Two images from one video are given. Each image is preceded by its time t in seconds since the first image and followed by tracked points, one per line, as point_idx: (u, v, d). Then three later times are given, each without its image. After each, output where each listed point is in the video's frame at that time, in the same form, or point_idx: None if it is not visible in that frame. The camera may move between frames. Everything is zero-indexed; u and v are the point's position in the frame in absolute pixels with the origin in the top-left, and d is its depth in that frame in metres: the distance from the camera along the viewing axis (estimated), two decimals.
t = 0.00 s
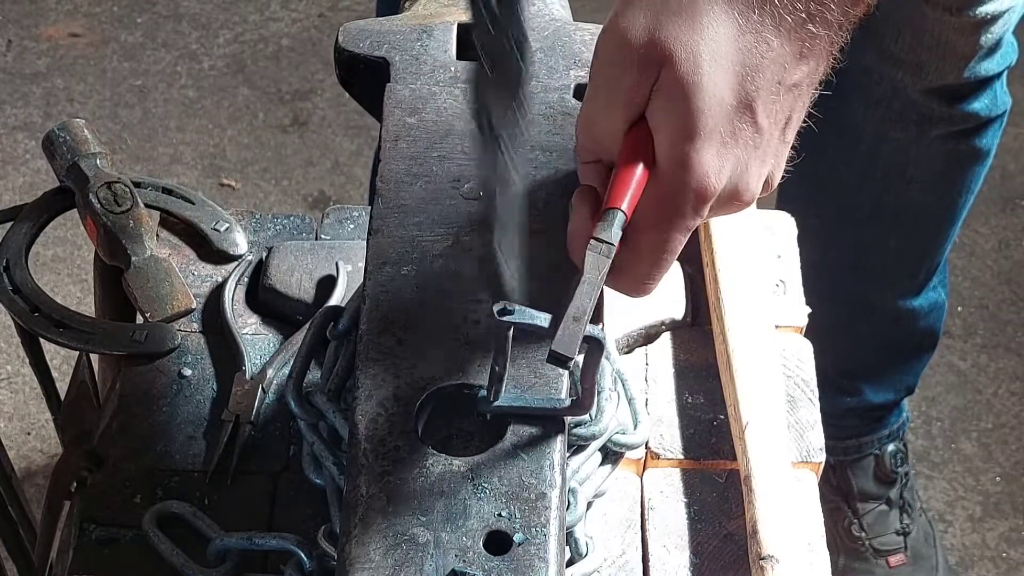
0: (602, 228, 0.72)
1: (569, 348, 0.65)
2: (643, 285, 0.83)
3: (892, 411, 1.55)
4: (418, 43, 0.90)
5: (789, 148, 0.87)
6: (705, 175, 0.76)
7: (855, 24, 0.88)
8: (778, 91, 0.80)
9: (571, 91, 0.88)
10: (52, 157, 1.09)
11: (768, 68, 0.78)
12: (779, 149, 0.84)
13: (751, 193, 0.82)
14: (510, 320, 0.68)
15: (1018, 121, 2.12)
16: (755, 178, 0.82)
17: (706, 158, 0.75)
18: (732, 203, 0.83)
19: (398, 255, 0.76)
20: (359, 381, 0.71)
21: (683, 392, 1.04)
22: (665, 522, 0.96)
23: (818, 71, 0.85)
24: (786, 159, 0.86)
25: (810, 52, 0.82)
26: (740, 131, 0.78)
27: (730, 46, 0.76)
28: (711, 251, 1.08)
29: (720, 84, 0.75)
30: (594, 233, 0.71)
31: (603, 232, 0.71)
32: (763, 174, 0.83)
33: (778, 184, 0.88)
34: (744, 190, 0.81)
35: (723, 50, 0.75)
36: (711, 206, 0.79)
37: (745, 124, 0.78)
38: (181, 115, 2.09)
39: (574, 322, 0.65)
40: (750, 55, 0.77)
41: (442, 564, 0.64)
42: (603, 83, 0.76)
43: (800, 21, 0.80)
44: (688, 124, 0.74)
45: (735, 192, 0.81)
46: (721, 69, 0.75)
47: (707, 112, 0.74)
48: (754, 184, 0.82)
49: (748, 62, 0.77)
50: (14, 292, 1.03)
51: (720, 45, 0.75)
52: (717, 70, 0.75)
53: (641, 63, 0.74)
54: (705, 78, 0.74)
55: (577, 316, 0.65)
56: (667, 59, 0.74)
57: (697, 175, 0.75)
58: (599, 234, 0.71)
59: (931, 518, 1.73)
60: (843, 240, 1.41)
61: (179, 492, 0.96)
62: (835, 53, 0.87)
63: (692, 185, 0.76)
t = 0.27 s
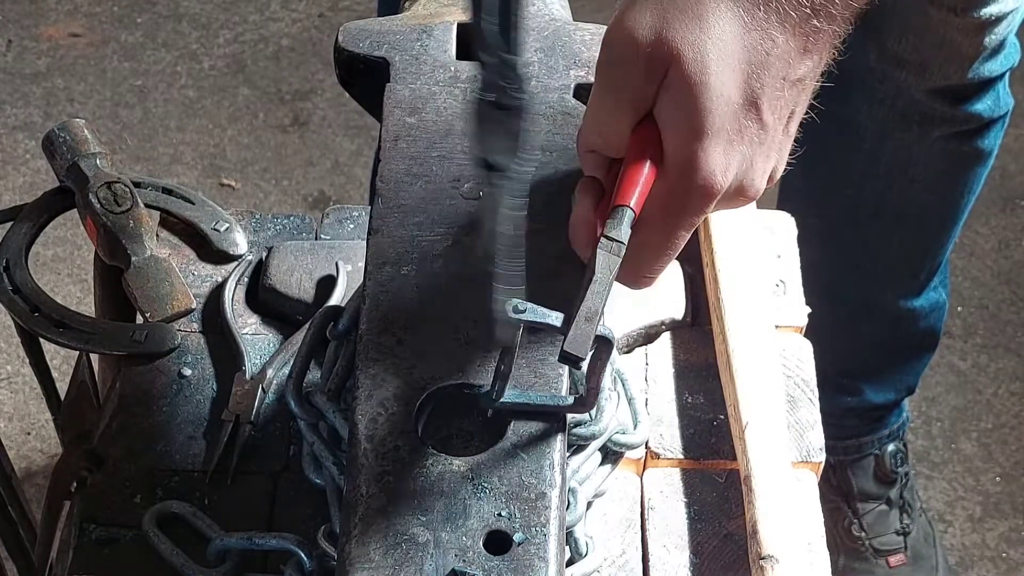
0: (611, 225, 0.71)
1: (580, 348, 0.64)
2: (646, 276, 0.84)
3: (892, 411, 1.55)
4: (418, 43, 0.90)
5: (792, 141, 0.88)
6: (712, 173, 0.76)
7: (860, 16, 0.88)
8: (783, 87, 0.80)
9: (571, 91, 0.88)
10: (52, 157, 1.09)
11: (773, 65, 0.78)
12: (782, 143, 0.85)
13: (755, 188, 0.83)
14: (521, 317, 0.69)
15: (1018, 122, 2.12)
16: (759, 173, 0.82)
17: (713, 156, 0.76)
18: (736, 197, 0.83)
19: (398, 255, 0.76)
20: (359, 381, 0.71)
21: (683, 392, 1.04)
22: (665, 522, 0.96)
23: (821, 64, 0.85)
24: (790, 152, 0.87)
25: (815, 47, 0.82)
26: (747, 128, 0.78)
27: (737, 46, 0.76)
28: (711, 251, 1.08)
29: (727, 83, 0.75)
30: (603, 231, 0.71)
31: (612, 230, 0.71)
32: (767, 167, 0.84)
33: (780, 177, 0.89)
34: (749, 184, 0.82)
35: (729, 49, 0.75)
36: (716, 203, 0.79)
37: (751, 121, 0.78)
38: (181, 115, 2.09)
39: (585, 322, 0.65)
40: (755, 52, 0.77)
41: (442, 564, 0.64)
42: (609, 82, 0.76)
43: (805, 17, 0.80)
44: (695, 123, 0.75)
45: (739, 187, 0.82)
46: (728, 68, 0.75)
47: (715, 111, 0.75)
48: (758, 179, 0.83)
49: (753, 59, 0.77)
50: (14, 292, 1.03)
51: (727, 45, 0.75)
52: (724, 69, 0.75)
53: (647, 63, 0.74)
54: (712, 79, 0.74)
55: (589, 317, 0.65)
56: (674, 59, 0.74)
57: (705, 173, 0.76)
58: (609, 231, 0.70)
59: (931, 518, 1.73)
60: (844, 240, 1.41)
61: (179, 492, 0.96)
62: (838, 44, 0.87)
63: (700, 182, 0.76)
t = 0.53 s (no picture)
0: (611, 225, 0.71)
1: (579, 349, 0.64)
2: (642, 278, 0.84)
3: (892, 411, 1.55)
4: (418, 43, 0.90)
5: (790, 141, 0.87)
6: (713, 173, 0.75)
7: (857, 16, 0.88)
8: (782, 86, 0.80)
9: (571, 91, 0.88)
10: (52, 157, 1.09)
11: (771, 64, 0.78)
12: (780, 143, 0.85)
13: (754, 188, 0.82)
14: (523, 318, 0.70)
15: (1018, 122, 2.12)
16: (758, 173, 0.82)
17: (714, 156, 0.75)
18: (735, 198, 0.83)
19: (399, 255, 0.76)
20: (359, 381, 0.71)
21: (683, 392, 1.04)
22: (665, 522, 0.96)
23: (820, 62, 0.85)
24: (789, 150, 0.86)
25: (813, 45, 0.82)
26: (745, 129, 0.78)
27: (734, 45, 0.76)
28: (711, 251, 1.08)
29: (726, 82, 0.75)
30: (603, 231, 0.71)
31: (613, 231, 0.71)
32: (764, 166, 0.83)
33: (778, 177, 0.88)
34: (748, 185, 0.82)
35: (727, 48, 0.75)
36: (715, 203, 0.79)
37: (749, 121, 0.78)
38: (181, 115, 2.09)
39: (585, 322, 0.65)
40: (753, 51, 0.77)
41: (442, 564, 0.64)
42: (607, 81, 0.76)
43: (802, 15, 0.80)
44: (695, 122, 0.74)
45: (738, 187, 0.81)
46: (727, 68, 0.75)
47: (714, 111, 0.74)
48: (757, 180, 0.82)
49: (751, 59, 0.77)
50: (14, 293, 1.03)
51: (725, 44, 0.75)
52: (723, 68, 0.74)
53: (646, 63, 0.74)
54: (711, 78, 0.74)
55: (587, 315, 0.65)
56: (673, 58, 0.73)
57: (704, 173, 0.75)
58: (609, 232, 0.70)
59: (931, 518, 1.73)
60: (844, 240, 1.41)
61: (179, 492, 0.96)
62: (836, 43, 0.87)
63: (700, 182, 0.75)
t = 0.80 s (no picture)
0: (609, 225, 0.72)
1: (569, 350, 0.64)
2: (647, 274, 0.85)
3: (892, 410, 1.55)
4: (418, 43, 0.90)
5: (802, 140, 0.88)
6: (713, 174, 0.77)
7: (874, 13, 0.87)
8: (788, 87, 0.80)
9: (571, 91, 0.88)
10: (51, 157, 1.09)
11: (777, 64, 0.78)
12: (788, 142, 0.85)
13: (761, 188, 0.83)
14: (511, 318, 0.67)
15: (1018, 122, 2.12)
16: (765, 173, 0.83)
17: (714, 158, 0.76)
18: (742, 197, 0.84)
19: (399, 255, 0.76)
20: (359, 381, 0.71)
21: (683, 392, 1.04)
22: (665, 522, 0.96)
23: (834, 62, 0.85)
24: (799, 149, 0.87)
25: (825, 45, 0.82)
26: (749, 129, 0.78)
27: (739, 47, 0.76)
28: (711, 251, 1.08)
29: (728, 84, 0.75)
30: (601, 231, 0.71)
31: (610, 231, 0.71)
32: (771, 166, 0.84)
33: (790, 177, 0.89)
34: (753, 184, 0.83)
35: (732, 51, 0.75)
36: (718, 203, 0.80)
37: (753, 122, 0.79)
38: (181, 115, 2.09)
39: (575, 323, 0.65)
40: (756, 53, 0.77)
41: (442, 564, 0.64)
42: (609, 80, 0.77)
43: (815, 15, 0.80)
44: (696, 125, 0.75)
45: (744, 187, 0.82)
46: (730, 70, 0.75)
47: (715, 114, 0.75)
48: (764, 179, 0.83)
49: (755, 61, 0.77)
50: (14, 293, 1.03)
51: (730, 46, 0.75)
52: (725, 71, 0.75)
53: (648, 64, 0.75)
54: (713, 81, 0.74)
55: (579, 318, 0.65)
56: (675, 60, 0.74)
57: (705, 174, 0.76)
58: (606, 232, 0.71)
59: (931, 518, 1.73)
60: (844, 240, 1.41)
61: (179, 492, 0.96)
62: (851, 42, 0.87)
63: (700, 182, 0.77)
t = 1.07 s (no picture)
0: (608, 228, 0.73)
1: (559, 349, 0.64)
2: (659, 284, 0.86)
3: (892, 410, 1.55)
4: (418, 43, 0.90)
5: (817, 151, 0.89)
6: (721, 179, 0.78)
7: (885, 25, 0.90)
8: (800, 95, 0.82)
9: (571, 91, 0.88)
10: (52, 157, 1.09)
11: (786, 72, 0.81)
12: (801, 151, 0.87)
13: (774, 195, 0.85)
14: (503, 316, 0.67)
15: (1018, 122, 2.12)
16: (777, 180, 0.84)
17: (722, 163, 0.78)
18: (755, 204, 0.85)
19: (399, 255, 0.76)
20: (359, 382, 0.71)
21: (683, 392, 1.04)
22: (665, 522, 0.96)
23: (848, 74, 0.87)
24: (812, 160, 0.89)
25: (835, 55, 0.85)
26: (759, 136, 0.80)
27: (746, 54, 0.79)
28: (711, 251, 1.08)
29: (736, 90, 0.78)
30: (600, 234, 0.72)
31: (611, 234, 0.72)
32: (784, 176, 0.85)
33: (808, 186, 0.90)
34: (764, 193, 0.84)
35: (740, 57, 0.78)
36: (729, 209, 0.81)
37: (763, 129, 0.81)
38: (181, 115, 2.09)
39: (567, 323, 0.65)
40: (766, 61, 0.80)
41: (442, 564, 0.64)
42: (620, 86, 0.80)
43: (823, 25, 0.83)
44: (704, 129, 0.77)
45: (756, 194, 0.84)
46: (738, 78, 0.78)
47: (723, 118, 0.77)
48: (777, 186, 0.85)
49: (765, 68, 0.80)
50: (14, 292, 1.03)
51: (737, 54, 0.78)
52: (733, 77, 0.78)
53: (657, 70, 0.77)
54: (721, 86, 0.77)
55: (570, 318, 0.65)
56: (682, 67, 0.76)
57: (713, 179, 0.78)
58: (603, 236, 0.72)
59: (931, 518, 1.73)
60: (844, 240, 1.41)
61: (179, 492, 0.96)
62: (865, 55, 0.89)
63: (708, 187, 0.78)
